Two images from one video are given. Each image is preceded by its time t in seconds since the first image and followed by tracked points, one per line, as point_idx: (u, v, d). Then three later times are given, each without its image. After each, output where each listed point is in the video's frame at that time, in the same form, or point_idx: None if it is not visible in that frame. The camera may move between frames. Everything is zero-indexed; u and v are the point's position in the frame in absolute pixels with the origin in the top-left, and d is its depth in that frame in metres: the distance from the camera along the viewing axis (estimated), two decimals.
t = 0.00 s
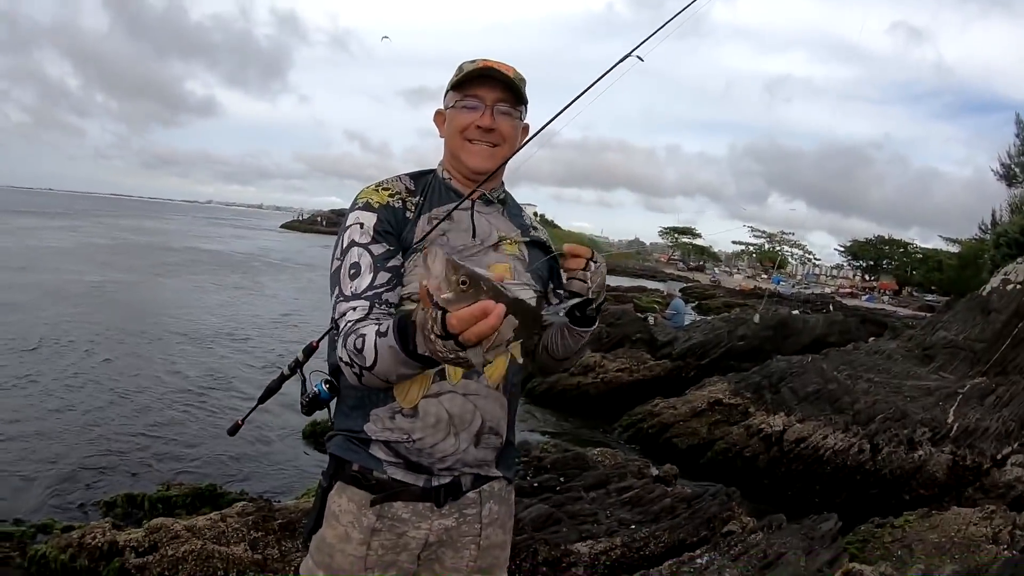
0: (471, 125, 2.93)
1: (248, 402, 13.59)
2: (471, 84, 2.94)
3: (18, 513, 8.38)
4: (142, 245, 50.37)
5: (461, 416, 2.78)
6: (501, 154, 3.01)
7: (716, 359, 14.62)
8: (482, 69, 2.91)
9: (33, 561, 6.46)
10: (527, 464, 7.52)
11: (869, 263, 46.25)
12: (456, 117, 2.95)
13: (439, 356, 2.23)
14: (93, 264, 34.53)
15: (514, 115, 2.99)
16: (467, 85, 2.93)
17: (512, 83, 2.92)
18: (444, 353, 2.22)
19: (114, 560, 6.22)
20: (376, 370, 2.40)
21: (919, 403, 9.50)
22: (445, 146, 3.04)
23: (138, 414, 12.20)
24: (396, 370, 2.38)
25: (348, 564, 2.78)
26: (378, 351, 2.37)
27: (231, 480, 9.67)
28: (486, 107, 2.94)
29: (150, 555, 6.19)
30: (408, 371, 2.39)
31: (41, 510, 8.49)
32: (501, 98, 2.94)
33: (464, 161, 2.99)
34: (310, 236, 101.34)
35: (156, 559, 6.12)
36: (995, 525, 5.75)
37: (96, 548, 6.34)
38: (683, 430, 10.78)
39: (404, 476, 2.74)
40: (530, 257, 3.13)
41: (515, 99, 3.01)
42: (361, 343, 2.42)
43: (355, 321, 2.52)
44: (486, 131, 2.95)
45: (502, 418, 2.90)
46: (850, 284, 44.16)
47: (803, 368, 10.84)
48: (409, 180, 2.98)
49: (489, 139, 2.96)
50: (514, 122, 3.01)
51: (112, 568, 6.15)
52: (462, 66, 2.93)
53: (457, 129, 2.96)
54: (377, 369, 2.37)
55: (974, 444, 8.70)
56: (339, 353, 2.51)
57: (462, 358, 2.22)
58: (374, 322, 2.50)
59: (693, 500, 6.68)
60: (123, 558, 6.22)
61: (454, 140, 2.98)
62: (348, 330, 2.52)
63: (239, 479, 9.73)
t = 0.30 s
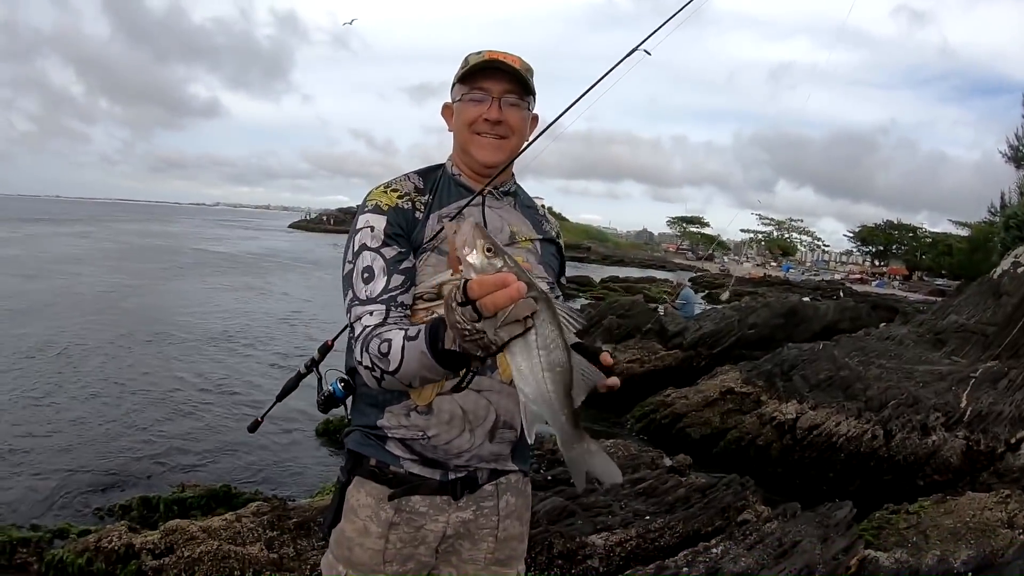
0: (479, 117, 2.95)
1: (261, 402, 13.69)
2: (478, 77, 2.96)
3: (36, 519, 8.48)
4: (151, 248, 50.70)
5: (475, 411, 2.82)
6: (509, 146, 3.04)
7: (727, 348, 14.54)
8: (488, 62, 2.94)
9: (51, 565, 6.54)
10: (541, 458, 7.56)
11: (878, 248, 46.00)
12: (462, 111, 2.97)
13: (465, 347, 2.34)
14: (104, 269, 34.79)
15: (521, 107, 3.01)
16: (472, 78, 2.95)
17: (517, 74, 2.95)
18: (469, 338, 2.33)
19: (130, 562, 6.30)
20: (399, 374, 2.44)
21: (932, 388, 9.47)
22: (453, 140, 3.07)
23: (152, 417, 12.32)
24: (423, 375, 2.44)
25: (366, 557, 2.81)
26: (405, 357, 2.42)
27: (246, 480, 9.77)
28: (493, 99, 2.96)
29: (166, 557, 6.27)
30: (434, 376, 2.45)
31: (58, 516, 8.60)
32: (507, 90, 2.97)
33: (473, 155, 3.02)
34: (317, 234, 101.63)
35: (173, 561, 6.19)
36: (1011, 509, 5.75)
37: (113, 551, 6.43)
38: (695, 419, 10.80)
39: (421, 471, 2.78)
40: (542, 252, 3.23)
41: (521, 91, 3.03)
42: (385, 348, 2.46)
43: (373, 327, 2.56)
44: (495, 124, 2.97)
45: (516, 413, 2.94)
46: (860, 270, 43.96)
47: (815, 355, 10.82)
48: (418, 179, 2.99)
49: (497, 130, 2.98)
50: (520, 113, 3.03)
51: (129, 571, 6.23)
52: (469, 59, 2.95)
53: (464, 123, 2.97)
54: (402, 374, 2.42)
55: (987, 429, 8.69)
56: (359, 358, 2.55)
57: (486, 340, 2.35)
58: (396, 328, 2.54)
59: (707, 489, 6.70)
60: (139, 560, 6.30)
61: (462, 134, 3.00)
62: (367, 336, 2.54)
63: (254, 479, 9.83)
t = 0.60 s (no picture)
0: (479, 112, 2.93)
1: (265, 401, 13.71)
2: (477, 72, 2.93)
3: (44, 522, 8.52)
4: (154, 250, 50.76)
5: (477, 409, 2.80)
6: (507, 142, 3.01)
7: (731, 340, 14.63)
8: (488, 58, 2.91)
9: (59, 568, 6.57)
10: (545, 452, 7.55)
11: (882, 237, 45.86)
12: (462, 106, 2.94)
13: (466, 286, 2.23)
14: (107, 272, 34.84)
15: (520, 103, 2.99)
16: (472, 72, 2.92)
17: (518, 70, 2.91)
18: (468, 276, 2.22)
19: (137, 564, 6.32)
20: (400, 350, 2.39)
21: (937, 377, 9.45)
22: (452, 134, 3.04)
23: (157, 418, 12.35)
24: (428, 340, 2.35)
25: (372, 556, 2.81)
26: (404, 335, 2.36)
27: (253, 480, 9.80)
28: (493, 95, 2.93)
29: (173, 558, 6.28)
30: (437, 346, 2.37)
31: (66, 518, 8.63)
32: (507, 86, 2.94)
33: (472, 150, 2.99)
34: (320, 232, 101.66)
35: (180, 561, 6.21)
36: (1018, 498, 5.73)
37: (120, 553, 6.45)
38: (700, 411, 10.76)
39: (424, 469, 2.77)
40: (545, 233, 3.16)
41: (520, 87, 3.00)
42: (383, 328, 2.42)
43: (374, 315, 2.55)
44: (494, 120, 2.95)
45: (517, 409, 2.92)
46: (864, 259, 43.85)
47: (819, 345, 10.78)
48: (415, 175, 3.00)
49: (496, 126, 2.96)
50: (521, 109, 3.01)
51: (136, 572, 6.25)
52: (468, 53, 2.92)
53: (463, 117, 2.95)
54: (403, 348, 2.36)
55: (993, 417, 8.71)
56: (359, 347, 2.52)
57: (487, 270, 2.24)
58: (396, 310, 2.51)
59: (713, 482, 6.71)
60: (146, 561, 6.32)
61: (461, 128, 2.98)
62: (366, 325, 2.52)
63: (260, 479, 9.86)
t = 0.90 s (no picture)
0: (471, 124, 2.93)
1: (266, 408, 13.70)
2: (469, 83, 2.93)
3: (45, 531, 8.51)
4: (154, 257, 50.79)
5: (467, 422, 2.78)
6: (501, 153, 3.01)
7: (731, 341, 14.63)
8: (480, 69, 2.90)
9: None
10: (544, 457, 7.54)
11: (881, 236, 45.84)
12: (455, 118, 2.95)
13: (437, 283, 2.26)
14: (107, 279, 34.86)
15: (513, 114, 2.98)
16: (464, 84, 2.92)
17: (509, 81, 2.91)
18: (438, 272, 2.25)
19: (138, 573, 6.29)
20: (389, 354, 2.38)
21: (937, 375, 9.43)
22: (446, 146, 3.04)
23: (158, 426, 12.33)
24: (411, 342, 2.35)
25: (365, 569, 2.81)
26: (393, 336, 2.37)
27: (253, 488, 9.78)
28: (485, 106, 2.93)
29: (174, 566, 6.26)
30: (425, 352, 2.38)
31: (67, 527, 8.63)
32: (500, 97, 2.93)
33: (466, 161, 2.99)
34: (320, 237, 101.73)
35: (180, 569, 6.18)
36: (1019, 497, 5.70)
37: (120, 562, 6.42)
38: (700, 413, 10.73)
39: (416, 483, 2.77)
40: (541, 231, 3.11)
41: (513, 98, 3.00)
42: (375, 331, 2.42)
43: (367, 318, 2.52)
44: (486, 131, 2.95)
45: (509, 423, 2.89)
46: (864, 258, 43.83)
47: (819, 346, 10.77)
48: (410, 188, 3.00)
49: (489, 137, 2.96)
50: (514, 120, 3.00)
51: None
52: (460, 65, 2.92)
53: (457, 129, 2.95)
54: (392, 351, 2.37)
55: (993, 416, 8.67)
56: (348, 349, 2.48)
57: (458, 263, 2.24)
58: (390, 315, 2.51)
59: (713, 485, 6.69)
60: (146, 570, 6.29)
61: (454, 141, 2.98)
62: (358, 328, 2.49)
63: (261, 487, 9.84)
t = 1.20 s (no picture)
0: (459, 127, 2.91)
1: (262, 412, 13.64)
2: (457, 87, 2.92)
3: (40, 534, 8.45)
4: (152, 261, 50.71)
5: (463, 428, 2.77)
6: (493, 154, 2.98)
7: (728, 345, 14.61)
8: (468, 72, 2.90)
9: None
10: (541, 461, 7.51)
11: (878, 241, 45.90)
12: (444, 122, 2.93)
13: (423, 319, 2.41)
14: (104, 282, 34.78)
15: (503, 114, 2.95)
16: (451, 88, 2.91)
17: (497, 82, 2.89)
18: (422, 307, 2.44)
19: None
20: (375, 375, 2.46)
21: (935, 380, 9.42)
22: (438, 152, 3.02)
23: (153, 430, 12.27)
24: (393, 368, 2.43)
25: None
26: (381, 358, 2.45)
27: (248, 493, 9.73)
28: (474, 108, 2.92)
29: (168, 571, 6.21)
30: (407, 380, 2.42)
31: (62, 530, 8.56)
32: (488, 99, 2.92)
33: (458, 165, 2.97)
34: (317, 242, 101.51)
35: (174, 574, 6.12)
36: (1016, 501, 5.69)
37: (115, 567, 6.36)
38: (697, 418, 10.69)
39: (410, 492, 2.75)
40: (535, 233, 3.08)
41: (501, 99, 2.97)
42: (367, 352, 2.50)
43: (359, 332, 2.60)
44: (476, 132, 2.92)
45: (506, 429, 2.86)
46: (860, 262, 43.90)
47: (817, 351, 10.76)
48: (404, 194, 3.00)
49: (478, 139, 2.93)
50: (504, 122, 2.98)
51: None
52: (447, 70, 2.91)
53: (447, 133, 2.93)
54: (378, 374, 2.44)
55: (990, 420, 8.66)
56: (340, 363, 2.57)
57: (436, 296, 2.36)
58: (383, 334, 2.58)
59: (709, 490, 6.66)
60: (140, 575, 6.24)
61: (446, 145, 2.96)
62: (350, 344, 2.58)
63: (256, 491, 9.78)
